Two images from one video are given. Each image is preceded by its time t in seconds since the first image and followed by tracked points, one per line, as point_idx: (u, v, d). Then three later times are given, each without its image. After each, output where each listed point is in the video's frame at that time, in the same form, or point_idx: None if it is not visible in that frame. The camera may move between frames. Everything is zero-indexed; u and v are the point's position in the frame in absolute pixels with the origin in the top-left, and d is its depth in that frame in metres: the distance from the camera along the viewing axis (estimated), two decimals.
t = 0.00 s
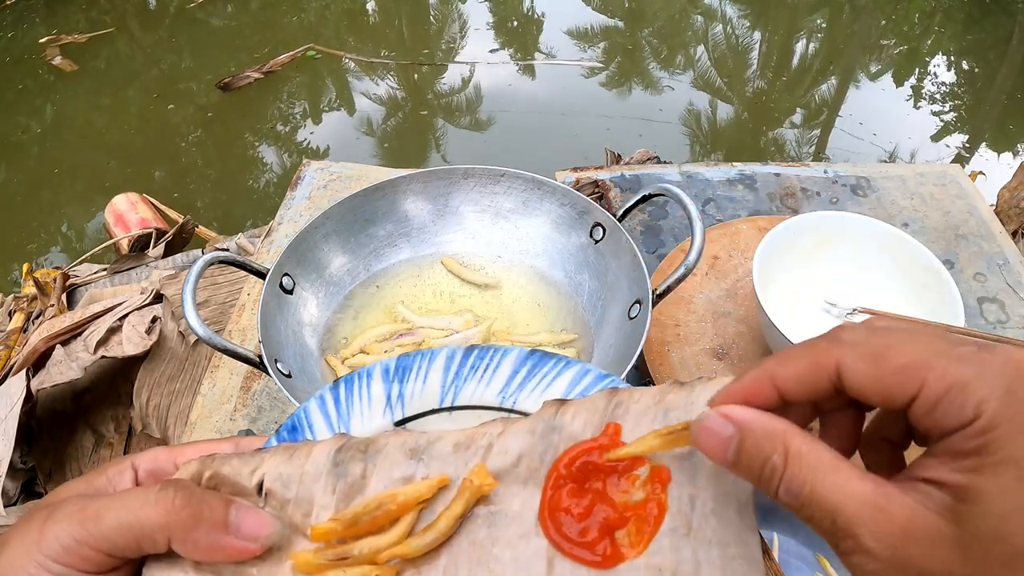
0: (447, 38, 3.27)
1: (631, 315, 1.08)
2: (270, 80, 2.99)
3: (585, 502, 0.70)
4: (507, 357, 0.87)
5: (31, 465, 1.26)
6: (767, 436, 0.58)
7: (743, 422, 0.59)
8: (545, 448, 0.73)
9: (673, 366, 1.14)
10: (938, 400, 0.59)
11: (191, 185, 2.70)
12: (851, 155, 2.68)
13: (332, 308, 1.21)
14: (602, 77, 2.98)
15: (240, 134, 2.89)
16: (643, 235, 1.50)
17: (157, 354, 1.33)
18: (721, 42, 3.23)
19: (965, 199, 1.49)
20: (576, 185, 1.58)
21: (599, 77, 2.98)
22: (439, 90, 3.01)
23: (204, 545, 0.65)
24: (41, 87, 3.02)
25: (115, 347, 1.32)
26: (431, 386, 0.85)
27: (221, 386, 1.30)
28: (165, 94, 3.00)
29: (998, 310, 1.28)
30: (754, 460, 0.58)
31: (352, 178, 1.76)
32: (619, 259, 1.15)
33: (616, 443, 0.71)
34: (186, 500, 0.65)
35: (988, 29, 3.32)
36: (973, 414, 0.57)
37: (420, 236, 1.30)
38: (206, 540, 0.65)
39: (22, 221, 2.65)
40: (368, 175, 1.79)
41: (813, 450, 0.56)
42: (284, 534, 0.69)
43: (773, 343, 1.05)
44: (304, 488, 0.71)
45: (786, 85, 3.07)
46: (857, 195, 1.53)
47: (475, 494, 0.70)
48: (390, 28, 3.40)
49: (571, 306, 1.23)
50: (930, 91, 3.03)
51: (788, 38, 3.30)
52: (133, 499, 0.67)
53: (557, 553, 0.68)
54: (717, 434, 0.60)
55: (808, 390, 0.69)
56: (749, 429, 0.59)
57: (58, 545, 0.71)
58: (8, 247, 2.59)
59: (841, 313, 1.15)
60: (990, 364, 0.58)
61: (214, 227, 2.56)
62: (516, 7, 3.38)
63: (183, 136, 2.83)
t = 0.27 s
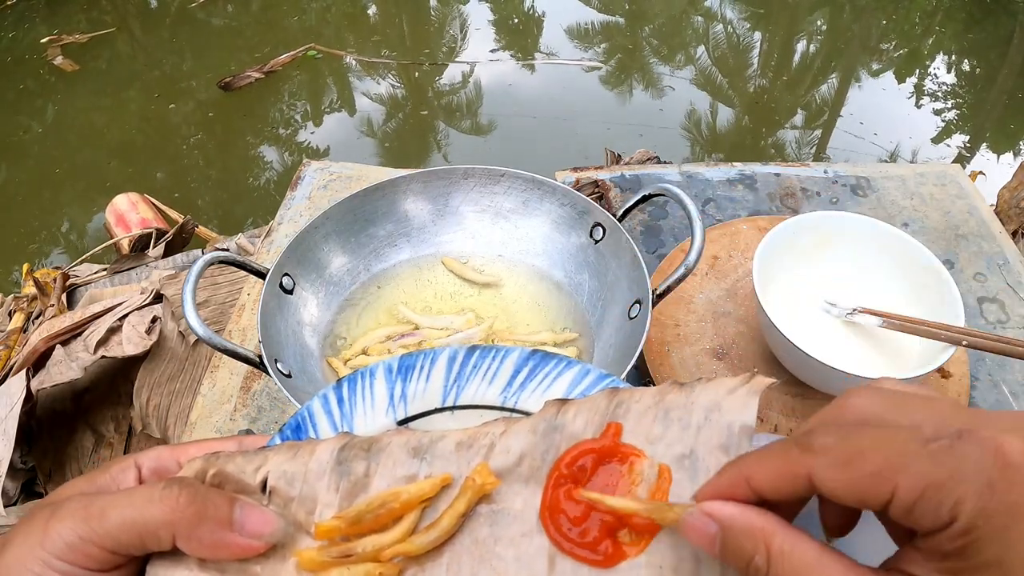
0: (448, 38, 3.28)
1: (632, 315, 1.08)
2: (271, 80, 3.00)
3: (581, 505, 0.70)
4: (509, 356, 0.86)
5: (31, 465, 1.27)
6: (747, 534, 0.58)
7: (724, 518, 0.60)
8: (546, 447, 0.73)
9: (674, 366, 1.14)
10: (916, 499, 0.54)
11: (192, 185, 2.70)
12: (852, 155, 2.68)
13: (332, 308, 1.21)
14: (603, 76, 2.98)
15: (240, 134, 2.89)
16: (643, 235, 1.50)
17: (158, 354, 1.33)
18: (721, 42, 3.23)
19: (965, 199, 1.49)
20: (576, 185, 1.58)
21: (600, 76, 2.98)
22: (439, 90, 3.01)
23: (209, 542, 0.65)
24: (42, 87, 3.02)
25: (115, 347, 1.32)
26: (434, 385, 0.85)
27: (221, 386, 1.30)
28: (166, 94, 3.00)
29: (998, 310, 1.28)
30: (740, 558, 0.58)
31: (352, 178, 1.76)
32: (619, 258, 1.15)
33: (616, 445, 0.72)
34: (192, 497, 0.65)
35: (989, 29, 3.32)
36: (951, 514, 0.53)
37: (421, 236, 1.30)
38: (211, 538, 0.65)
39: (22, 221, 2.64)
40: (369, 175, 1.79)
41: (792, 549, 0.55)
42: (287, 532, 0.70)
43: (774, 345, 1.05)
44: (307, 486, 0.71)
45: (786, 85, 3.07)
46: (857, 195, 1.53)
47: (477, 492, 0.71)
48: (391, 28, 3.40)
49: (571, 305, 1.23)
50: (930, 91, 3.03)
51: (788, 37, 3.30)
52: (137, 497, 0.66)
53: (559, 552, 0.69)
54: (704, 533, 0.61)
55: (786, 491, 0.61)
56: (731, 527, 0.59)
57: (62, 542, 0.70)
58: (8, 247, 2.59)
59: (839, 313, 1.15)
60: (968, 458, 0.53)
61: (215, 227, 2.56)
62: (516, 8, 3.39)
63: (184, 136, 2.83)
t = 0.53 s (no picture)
0: (449, 38, 3.27)
1: (631, 314, 1.08)
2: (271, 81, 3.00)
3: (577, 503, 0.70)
4: (508, 354, 0.87)
5: (31, 465, 1.26)
6: (774, 475, 0.57)
7: (749, 461, 0.58)
8: (545, 446, 0.73)
9: (673, 365, 1.13)
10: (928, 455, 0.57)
11: (192, 185, 2.70)
12: (852, 156, 2.68)
13: (332, 308, 1.21)
14: (603, 77, 2.98)
15: (241, 135, 2.89)
16: (643, 235, 1.50)
17: (157, 354, 1.32)
18: (722, 43, 3.23)
19: (965, 199, 1.49)
20: (576, 185, 1.58)
21: (600, 77, 2.98)
22: (440, 90, 3.01)
23: (204, 542, 0.65)
24: (43, 87, 3.02)
25: (115, 347, 1.32)
26: (432, 383, 0.85)
27: (221, 385, 1.31)
28: (166, 94, 3.00)
29: (998, 309, 1.28)
30: (762, 499, 0.56)
31: (352, 178, 1.76)
32: (619, 258, 1.15)
33: (616, 443, 0.72)
34: (187, 496, 0.65)
35: (989, 30, 3.32)
36: (966, 435, 0.62)
37: (421, 236, 1.30)
38: (207, 537, 0.65)
39: (22, 221, 2.64)
40: (368, 175, 1.79)
41: (821, 492, 0.55)
42: (284, 531, 0.69)
43: (773, 345, 1.05)
44: (305, 486, 0.71)
45: (787, 85, 3.07)
46: (857, 195, 1.53)
47: (476, 491, 0.70)
48: (391, 28, 3.40)
49: (571, 305, 1.23)
50: (931, 91, 3.03)
51: (789, 38, 3.30)
52: (134, 496, 0.66)
53: (558, 551, 0.69)
54: (721, 474, 0.58)
55: (800, 445, 0.68)
56: (755, 470, 0.57)
57: (59, 542, 0.71)
58: (8, 247, 2.59)
59: (840, 313, 1.14)
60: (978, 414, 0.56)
61: (215, 227, 2.56)
62: (517, 8, 3.39)
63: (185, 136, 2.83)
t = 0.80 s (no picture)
0: (449, 38, 3.27)
1: (632, 315, 1.08)
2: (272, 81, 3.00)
3: (583, 512, 0.70)
4: (514, 360, 0.87)
5: (31, 465, 1.27)
6: (827, 420, 0.57)
7: (801, 408, 0.58)
8: (551, 452, 0.73)
9: (673, 366, 1.13)
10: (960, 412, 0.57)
11: (192, 185, 2.70)
12: (852, 156, 2.68)
13: (332, 308, 1.21)
14: (603, 78, 2.98)
15: (240, 134, 2.88)
16: (643, 235, 1.50)
17: (158, 354, 1.33)
18: (722, 43, 3.23)
19: (965, 199, 1.49)
20: (576, 185, 1.58)
21: (600, 78, 2.98)
22: (440, 91, 3.02)
23: (205, 547, 0.65)
24: (43, 87, 3.02)
25: (115, 347, 1.33)
26: (437, 388, 0.85)
27: (221, 386, 1.31)
28: (167, 94, 3.00)
29: (998, 310, 1.28)
30: (814, 442, 0.56)
31: (352, 178, 1.76)
32: (619, 259, 1.15)
33: (625, 450, 0.72)
34: (189, 501, 0.65)
35: (989, 30, 3.32)
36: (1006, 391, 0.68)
37: (421, 236, 1.30)
38: (208, 542, 0.65)
39: (22, 221, 2.64)
40: (368, 175, 1.79)
41: (873, 437, 0.57)
42: (287, 537, 0.69)
43: (773, 346, 1.05)
44: (307, 490, 0.71)
45: (787, 85, 3.07)
46: (857, 195, 1.53)
47: (479, 498, 0.71)
48: (392, 28, 3.40)
49: (571, 306, 1.23)
50: (931, 92, 3.03)
51: (789, 38, 3.30)
52: (136, 500, 0.67)
53: (561, 559, 0.69)
54: (773, 419, 0.58)
55: (846, 406, 0.73)
56: (807, 412, 0.57)
57: (59, 545, 0.71)
58: (8, 246, 2.59)
59: (840, 313, 1.14)
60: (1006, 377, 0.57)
61: (215, 227, 2.56)
62: (517, 8, 3.39)
63: (185, 136, 2.83)
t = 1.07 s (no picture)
0: (449, 38, 3.27)
1: (631, 315, 1.07)
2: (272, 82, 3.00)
3: (584, 514, 0.70)
4: (515, 361, 0.86)
5: (31, 465, 1.26)
6: (815, 439, 0.58)
7: (790, 427, 0.59)
8: (552, 454, 0.73)
9: (673, 366, 1.13)
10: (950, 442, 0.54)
11: (192, 184, 2.70)
12: (853, 156, 2.68)
13: (332, 308, 1.21)
14: (603, 78, 2.98)
15: (241, 133, 2.88)
16: (643, 235, 1.50)
17: (158, 354, 1.33)
18: (722, 43, 3.23)
19: (965, 199, 1.49)
20: (576, 185, 1.58)
21: (600, 77, 2.98)
22: (440, 91, 3.02)
23: (204, 548, 0.65)
24: (43, 87, 3.01)
25: (115, 347, 1.32)
26: (438, 389, 0.85)
27: (221, 385, 1.31)
28: (167, 93, 3.00)
29: (998, 310, 1.28)
30: (801, 462, 0.58)
31: (352, 178, 1.76)
32: (619, 259, 1.15)
33: (626, 452, 0.72)
34: (189, 502, 0.65)
35: (989, 30, 3.32)
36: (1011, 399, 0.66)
37: (421, 236, 1.30)
38: (208, 543, 0.65)
39: (23, 220, 2.64)
40: (368, 175, 1.79)
41: (863, 454, 0.57)
42: (287, 537, 0.70)
43: (774, 346, 1.05)
44: (307, 491, 0.71)
45: (788, 85, 3.06)
46: (857, 195, 1.53)
47: (480, 499, 0.71)
48: (392, 28, 3.40)
49: (571, 305, 1.23)
50: (931, 92, 3.03)
51: (789, 38, 3.30)
52: (135, 500, 0.66)
53: (562, 562, 0.69)
54: (762, 439, 0.60)
55: (845, 404, 0.73)
56: (795, 433, 0.58)
57: (58, 545, 0.71)
58: (8, 246, 2.58)
59: (840, 313, 1.14)
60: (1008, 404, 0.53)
61: (215, 226, 2.56)
62: (517, 9, 3.39)
63: (185, 136, 2.83)
